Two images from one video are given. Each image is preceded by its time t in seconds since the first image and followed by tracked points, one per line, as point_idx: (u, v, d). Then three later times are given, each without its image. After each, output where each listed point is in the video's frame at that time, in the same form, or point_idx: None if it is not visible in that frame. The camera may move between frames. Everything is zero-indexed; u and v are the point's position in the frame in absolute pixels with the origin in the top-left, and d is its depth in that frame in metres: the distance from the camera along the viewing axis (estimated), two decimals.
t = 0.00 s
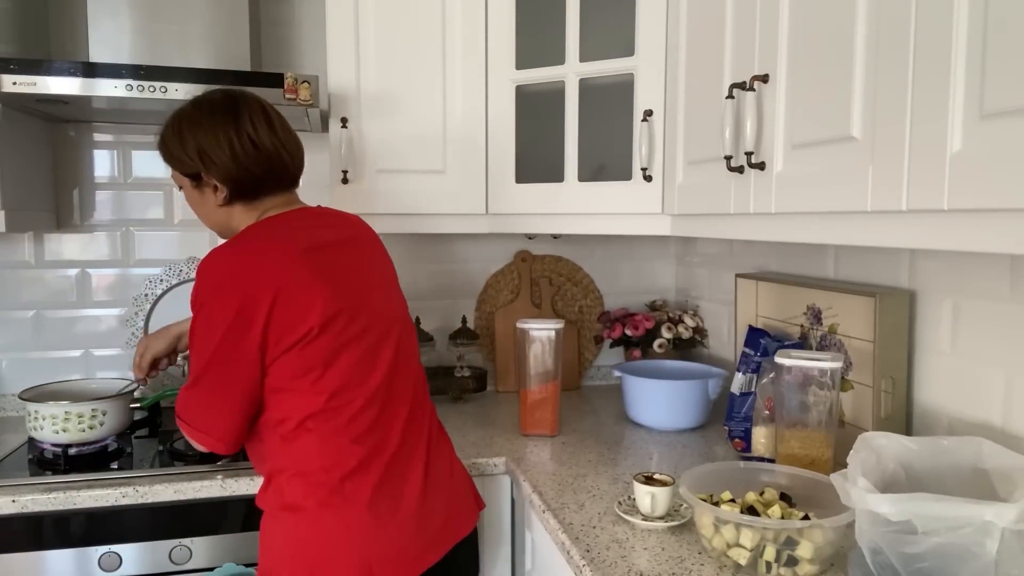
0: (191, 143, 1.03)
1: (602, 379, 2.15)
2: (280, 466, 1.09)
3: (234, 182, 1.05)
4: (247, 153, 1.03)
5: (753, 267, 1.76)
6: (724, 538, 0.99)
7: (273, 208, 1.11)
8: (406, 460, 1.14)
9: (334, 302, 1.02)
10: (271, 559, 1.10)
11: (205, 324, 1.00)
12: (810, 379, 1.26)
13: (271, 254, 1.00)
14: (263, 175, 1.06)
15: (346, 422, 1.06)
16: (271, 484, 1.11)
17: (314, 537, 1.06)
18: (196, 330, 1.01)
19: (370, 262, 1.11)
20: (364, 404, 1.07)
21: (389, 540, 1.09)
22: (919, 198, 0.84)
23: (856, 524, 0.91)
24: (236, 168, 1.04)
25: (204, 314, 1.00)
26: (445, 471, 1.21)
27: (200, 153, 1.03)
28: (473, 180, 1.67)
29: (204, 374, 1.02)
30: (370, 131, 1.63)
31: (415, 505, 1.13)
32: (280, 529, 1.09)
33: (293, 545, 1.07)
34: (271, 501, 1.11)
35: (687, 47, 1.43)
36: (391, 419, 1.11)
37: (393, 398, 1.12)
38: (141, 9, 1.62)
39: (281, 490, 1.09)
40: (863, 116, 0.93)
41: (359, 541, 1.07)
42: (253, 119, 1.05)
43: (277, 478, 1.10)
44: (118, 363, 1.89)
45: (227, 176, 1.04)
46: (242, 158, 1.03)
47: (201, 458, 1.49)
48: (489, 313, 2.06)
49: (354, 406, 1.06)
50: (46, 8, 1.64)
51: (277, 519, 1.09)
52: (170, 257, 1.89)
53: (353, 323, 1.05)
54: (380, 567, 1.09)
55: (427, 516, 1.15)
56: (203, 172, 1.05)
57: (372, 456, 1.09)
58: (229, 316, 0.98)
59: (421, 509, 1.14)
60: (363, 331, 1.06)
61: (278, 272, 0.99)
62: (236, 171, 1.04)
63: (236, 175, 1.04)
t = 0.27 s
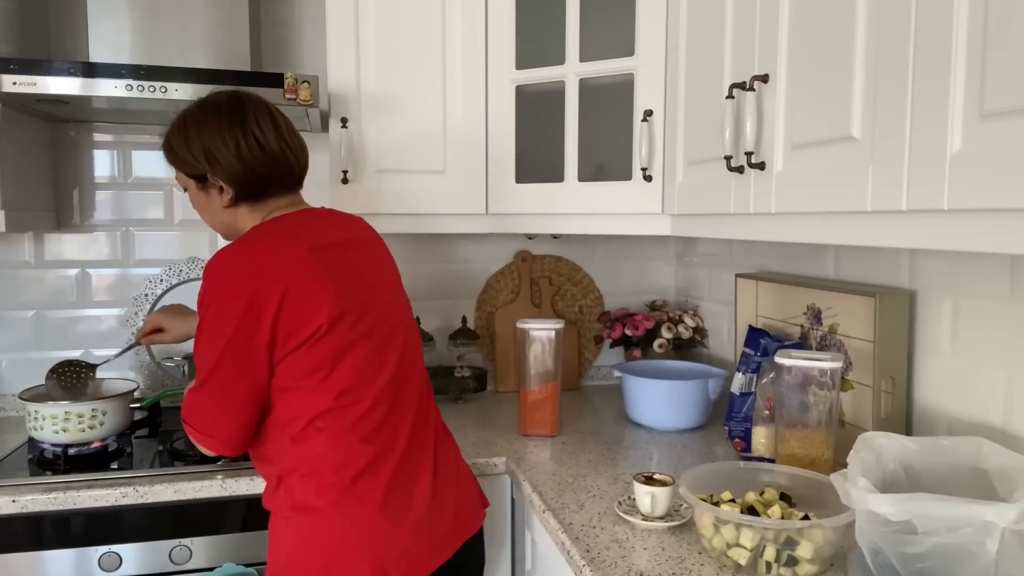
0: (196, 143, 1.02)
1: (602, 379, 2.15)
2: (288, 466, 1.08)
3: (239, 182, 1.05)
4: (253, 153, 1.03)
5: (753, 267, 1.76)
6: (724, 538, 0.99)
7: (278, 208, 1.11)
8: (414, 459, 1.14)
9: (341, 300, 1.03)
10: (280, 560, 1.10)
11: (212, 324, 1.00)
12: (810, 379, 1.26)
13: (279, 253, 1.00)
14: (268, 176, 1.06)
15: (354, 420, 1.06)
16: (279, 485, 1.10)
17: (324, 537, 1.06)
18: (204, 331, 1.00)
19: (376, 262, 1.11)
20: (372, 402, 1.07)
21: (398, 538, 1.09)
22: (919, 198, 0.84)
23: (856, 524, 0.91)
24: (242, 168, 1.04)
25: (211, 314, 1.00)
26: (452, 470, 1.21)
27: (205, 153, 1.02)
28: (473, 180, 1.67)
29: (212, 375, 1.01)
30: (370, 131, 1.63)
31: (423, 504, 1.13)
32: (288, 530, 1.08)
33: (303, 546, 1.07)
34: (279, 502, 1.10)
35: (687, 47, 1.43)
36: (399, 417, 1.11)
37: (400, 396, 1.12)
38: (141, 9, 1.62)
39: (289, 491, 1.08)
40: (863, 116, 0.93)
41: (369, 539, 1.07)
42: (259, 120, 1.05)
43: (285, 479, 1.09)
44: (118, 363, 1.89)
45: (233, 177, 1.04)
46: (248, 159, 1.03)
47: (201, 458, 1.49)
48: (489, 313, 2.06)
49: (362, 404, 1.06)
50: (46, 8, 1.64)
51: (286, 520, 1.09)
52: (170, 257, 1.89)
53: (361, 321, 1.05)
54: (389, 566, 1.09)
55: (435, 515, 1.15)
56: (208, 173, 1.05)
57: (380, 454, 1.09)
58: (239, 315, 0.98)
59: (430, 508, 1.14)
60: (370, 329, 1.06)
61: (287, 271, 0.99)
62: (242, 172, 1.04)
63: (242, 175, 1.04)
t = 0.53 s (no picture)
0: (190, 145, 1.03)
1: (602, 379, 2.15)
2: (285, 465, 1.08)
3: (234, 183, 1.05)
4: (246, 154, 1.03)
5: (753, 266, 1.76)
6: (724, 538, 0.99)
7: (273, 210, 1.11)
8: (411, 459, 1.14)
9: (338, 300, 1.03)
10: (278, 560, 1.10)
11: (209, 324, 1.00)
12: (811, 379, 1.26)
13: (275, 253, 1.00)
14: (262, 177, 1.06)
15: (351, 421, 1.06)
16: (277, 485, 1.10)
17: (320, 537, 1.06)
18: (201, 331, 1.01)
19: (373, 262, 1.11)
20: (369, 402, 1.07)
21: (395, 538, 1.09)
22: (919, 198, 0.84)
23: (856, 524, 0.91)
24: (236, 169, 1.04)
25: (209, 314, 1.00)
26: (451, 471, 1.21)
27: (200, 155, 1.02)
28: (474, 180, 1.67)
29: (208, 376, 1.02)
30: (370, 131, 1.63)
31: (420, 505, 1.13)
32: (286, 530, 1.08)
33: (299, 545, 1.07)
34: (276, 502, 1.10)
35: (687, 47, 1.43)
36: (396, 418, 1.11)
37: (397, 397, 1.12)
38: (141, 9, 1.62)
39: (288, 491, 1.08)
40: (864, 116, 0.93)
41: (367, 539, 1.07)
42: (252, 121, 1.05)
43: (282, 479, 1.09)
44: (118, 363, 1.89)
45: (227, 178, 1.04)
46: (241, 161, 1.03)
47: (201, 458, 1.49)
48: (489, 313, 2.06)
49: (359, 404, 1.06)
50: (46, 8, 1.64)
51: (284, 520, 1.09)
52: (170, 257, 1.89)
53: (357, 322, 1.05)
54: (385, 566, 1.09)
55: (433, 514, 1.15)
56: (203, 174, 1.05)
57: (377, 454, 1.09)
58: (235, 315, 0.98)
59: (427, 508, 1.14)
60: (367, 329, 1.06)
61: (283, 271, 0.99)
62: (235, 173, 1.04)
63: (236, 177, 1.04)
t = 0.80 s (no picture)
0: (198, 141, 1.02)
1: (602, 379, 2.15)
2: (288, 465, 1.08)
3: (241, 180, 1.05)
4: (254, 151, 1.03)
5: (753, 267, 1.76)
6: (724, 538, 0.99)
7: (280, 207, 1.11)
8: (414, 461, 1.14)
9: (344, 301, 1.03)
10: (279, 560, 1.10)
11: (215, 323, 0.99)
12: (811, 379, 1.25)
13: (282, 253, 1.00)
14: (270, 174, 1.06)
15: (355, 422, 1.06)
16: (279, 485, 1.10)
17: (322, 538, 1.06)
18: (207, 330, 1.00)
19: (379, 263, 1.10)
20: (373, 403, 1.07)
21: (397, 540, 1.09)
22: (919, 199, 0.84)
23: (856, 524, 0.91)
24: (243, 167, 1.03)
25: (214, 313, 0.99)
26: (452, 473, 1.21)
27: (207, 152, 1.02)
28: (474, 180, 1.67)
29: (212, 374, 1.01)
30: (370, 130, 1.63)
31: (423, 506, 1.13)
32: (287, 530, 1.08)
33: (301, 546, 1.07)
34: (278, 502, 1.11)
35: (687, 46, 1.43)
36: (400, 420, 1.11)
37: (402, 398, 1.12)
38: (141, 9, 1.62)
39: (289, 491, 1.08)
40: (864, 116, 0.93)
41: (369, 540, 1.07)
42: (260, 118, 1.04)
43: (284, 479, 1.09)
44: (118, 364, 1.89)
45: (235, 176, 1.04)
46: (249, 158, 1.03)
47: (201, 458, 1.49)
48: (489, 313, 2.06)
49: (363, 405, 1.06)
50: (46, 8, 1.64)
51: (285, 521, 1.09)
52: (170, 257, 1.89)
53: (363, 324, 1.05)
54: (386, 567, 1.09)
55: (436, 516, 1.15)
56: (210, 171, 1.04)
57: (381, 455, 1.09)
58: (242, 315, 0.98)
59: (429, 509, 1.14)
60: (372, 331, 1.06)
61: (291, 271, 0.99)
62: (243, 171, 1.04)
63: (243, 174, 1.04)
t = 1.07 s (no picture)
0: (211, 133, 0.96)
1: (602, 379, 2.15)
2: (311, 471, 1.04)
3: (257, 173, 0.99)
4: (270, 142, 0.97)
5: (753, 266, 1.76)
6: (724, 538, 0.99)
7: (299, 201, 1.04)
8: (432, 464, 1.14)
9: (385, 303, 1.01)
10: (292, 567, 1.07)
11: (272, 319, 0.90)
12: (811, 379, 1.25)
13: (331, 251, 0.95)
14: (288, 166, 1.00)
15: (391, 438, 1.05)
16: (294, 492, 1.06)
17: (345, 544, 1.05)
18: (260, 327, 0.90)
19: (407, 264, 1.09)
20: (402, 407, 1.07)
21: (419, 544, 1.10)
22: (919, 199, 0.84)
23: (856, 524, 0.91)
24: (259, 159, 0.97)
25: (267, 309, 0.90)
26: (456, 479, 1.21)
27: (221, 143, 0.96)
28: (474, 180, 1.67)
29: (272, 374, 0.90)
30: (371, 130, 1.63)
31: (441, 509, 1.14)
32: (303, 536, 1.05)
33: (321, 552, 1.05)
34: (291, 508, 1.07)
35: (687, 46, 1.43)
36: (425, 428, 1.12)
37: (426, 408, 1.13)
38: (141, 9, 1.62)
39: (308, 498, 1.05)
40: (864, 116, 0.93)
41: (392, 544, 1.07)
42: (275, 107, 0.98)
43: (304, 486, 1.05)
44: (118, 364, 1.89)
45: (251, 168, 0.98)
46: (265, 149, 0.97)
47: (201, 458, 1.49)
48: (489, 313, 2.06)
49: (392, 410, 1.06)
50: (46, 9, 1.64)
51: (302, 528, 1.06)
52: (170, 257, 1.89)
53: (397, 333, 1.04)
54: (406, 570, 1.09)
55: (453, 518, 1.16)
56: (226, 163, 0.98)
57: (406, 462, 1.09)
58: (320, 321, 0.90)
59: (446, 512, 1.15)
60: (405, 334, 1.05)
61: (340, 269, 0.95)
62: (260, 162, 0.98)
63: (260, 167, 0.98)
